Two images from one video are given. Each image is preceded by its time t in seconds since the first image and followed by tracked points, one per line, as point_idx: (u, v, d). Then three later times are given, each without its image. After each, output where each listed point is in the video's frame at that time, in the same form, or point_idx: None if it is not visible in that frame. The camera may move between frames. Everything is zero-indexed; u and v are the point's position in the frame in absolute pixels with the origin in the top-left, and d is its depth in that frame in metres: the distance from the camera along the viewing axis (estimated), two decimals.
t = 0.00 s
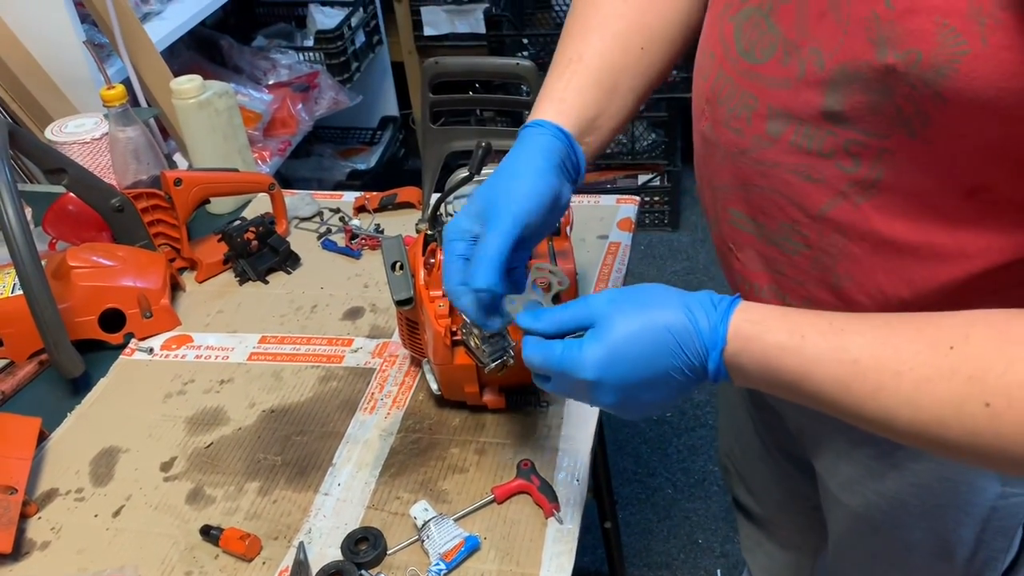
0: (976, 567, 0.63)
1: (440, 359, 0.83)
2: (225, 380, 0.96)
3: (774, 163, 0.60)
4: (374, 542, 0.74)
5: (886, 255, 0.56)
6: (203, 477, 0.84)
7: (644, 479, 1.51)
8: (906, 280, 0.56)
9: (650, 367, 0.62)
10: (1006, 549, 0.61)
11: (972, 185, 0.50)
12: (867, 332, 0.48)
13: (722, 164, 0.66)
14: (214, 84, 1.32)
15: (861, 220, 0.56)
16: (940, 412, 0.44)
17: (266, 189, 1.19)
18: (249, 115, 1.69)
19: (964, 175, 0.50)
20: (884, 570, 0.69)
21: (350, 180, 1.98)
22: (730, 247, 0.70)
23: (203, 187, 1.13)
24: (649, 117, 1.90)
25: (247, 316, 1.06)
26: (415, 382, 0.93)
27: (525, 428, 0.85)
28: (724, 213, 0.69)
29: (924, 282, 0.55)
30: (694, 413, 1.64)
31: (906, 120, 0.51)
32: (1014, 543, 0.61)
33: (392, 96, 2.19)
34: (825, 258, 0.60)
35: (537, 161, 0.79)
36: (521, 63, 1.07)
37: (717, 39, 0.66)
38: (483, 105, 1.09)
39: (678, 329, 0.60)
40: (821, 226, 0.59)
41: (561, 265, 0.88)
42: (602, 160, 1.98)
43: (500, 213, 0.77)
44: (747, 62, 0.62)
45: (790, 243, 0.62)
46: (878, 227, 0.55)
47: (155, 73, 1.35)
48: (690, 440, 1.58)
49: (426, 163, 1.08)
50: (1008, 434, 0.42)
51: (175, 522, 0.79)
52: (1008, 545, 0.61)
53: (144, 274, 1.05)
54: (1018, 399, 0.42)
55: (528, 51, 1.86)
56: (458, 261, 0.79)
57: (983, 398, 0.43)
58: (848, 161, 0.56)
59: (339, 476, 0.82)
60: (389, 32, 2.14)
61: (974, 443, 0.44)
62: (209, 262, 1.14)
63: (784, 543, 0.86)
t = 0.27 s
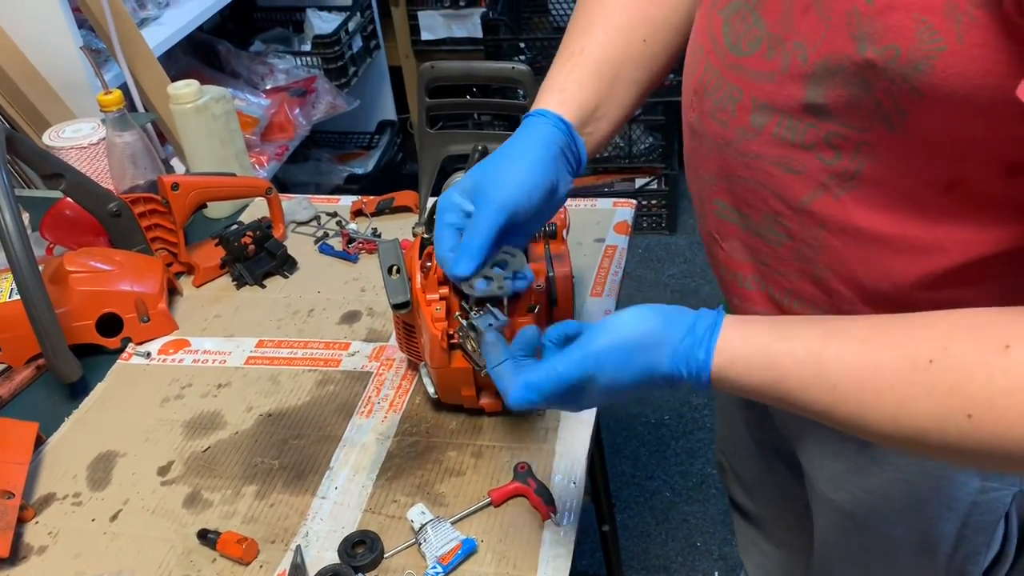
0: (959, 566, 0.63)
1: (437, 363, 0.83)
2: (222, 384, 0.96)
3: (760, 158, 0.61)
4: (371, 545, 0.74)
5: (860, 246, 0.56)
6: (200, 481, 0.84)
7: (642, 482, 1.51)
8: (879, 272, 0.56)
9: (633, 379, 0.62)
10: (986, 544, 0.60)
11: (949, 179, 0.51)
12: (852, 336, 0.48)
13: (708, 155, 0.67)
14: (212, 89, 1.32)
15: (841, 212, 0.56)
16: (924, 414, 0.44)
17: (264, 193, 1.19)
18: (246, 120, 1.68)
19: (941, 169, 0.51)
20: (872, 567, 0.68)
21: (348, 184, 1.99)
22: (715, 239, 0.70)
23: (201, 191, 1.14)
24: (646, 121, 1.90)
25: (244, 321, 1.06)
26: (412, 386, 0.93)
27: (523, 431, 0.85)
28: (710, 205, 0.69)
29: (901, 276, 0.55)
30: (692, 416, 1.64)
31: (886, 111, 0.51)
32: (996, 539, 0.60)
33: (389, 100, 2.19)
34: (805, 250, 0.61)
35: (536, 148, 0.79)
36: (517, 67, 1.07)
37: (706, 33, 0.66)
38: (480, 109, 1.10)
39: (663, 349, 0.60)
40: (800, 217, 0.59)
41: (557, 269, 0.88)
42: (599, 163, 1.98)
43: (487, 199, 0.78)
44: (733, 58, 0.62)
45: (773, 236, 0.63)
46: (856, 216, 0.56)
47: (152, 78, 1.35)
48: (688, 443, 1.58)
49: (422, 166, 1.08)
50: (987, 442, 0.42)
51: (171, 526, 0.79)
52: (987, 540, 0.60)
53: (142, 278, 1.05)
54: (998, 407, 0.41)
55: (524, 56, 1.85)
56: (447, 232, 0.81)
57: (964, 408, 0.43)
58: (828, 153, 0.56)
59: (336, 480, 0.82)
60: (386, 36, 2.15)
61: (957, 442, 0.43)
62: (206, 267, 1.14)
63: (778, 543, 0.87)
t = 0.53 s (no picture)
0: (952, 559, 0.64)
1: (434, 365, 0.82)
2: (219, 386, 0.96)
3: (746, 154, 0.61)
4: (368, 547, 0.74)
5: (847, 239, 0.57)
6: (196, 483, 0.83)
7: (641, 483, 1.51)
8: (869, 264, 0.57)
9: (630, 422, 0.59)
10: (979, 536, 0.61)
11: (937, 175, 0.51)
12: (847, 342, 0.48)
13: (699, 151, 0.67)
14: (207, 91, 1.32)
15: (829, 207, 0.57)
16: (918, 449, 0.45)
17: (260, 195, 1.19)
18: (242, 122, 1.68)
19: (932, 166, 0.51)
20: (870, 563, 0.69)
21: (345, 186, 1.98)
22: (706, 233, 0.70)
23: (197, 193, 1.14)
24: (643, 122, 1.90)
25: (241, 323, 1.06)
26: (409, 387, 0.93)
27: (520, 431, 0.85)
28: (702, 198, 0.69)
29: (887, 267, 0.56)
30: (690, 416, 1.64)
31: (869, 106, 0.51)
32: (987, 531, 0.62)
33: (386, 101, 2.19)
34: (795, 244, 0.61)
35: (534, 114, 0.82)
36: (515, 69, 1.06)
37: (697, 29, 0.66)
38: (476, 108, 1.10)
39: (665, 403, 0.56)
40: (787, 212, 0.60)
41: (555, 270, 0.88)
42: (595, 164, 1.98)
43: (484, 156, 0.80)
44: (722, 56, 0.62)
45: (763, 232, 0.63)
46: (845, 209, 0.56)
47: (148, 80, 1.35)
48: (686, 444, 1.58)
49: (418, 167, 1.08)
50: (988, 463, 0.43)
51: (168, 529, 0.79)
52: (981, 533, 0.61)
53: (138, 280, 1.05)
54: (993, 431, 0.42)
55: (521, 57, 1.85)
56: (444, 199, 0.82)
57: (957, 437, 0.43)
58: (814, 148, 0.56)
59: (332, 482, 0.82)
60: (382, 38, 2.14)
61: (957, 461, 0.44)
62: (203, 269, 1.14)
63: (778, 540, 0.87)
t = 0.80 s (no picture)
0: (966, 547, 0.62)
1: (430, 364, 0.82)
2: (216, 387, 0.96)
3: (739, 153, 0.60)
4: (365, 547, 0.74)
5: (836, 255, 0.55)
6: (193, 484, 0.83)
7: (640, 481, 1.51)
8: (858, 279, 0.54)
9: (609, 514, 0.65)
10: (994, 525, 0.60)
11: (883, 205, 0.50)
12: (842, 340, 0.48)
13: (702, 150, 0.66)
14: (203, 91, 1.32)
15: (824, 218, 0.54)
16: (817, 451, 0.45)
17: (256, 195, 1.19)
18: (238, 122, 1.69)
19: (881, 197, 0.49)
20: (878, 558, 0.68)
21: (342, 186, 1.98)
22: (719, 238, 0.69)
23: (192, 193, 1.13)
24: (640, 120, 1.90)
25: (237, 323, 1.06)
26: (406, 387, 0.93)
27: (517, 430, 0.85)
28: (714, 204, 0.68)
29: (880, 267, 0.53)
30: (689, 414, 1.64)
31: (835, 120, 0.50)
32: (1005, 520, 0.60)
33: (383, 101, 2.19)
34: (800, 251, 0.59)
35: (608, 226, 0.77)
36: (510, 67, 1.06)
37: (695, 42, 0.66)
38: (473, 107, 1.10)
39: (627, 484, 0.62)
40: (787, 220, 0.58)
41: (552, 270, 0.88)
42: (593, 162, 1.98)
43: (580, 285, 0.75)
44: (714, 52, 0.62)
45: (761, 233, 0.62)
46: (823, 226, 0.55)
47: (144, 81, 1.35)
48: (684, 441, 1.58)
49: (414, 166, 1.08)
50: (900, 464, 0.42)
51: (165, 529, 0.79)
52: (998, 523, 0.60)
53: (133, 281, 1.05)
54: (887, 447, 0.42)
55: (517, 55, 1.83)
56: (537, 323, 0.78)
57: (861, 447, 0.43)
58: (805, 163, 0.54)
59: (330, 481, 0.82)
60: (379, 37, 2.14)
61: (858, 472, 0.44)
62: (199, 270, 1.13)
63: (786, 533, 0.86)
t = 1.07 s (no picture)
0: (966, 539, 0.62)
1: (431, 361, 0.82)
2: (216, 384, 0.96)
3: (738, 154, 0.60)
4: (367, 543, 0.74)
5: (837, 252, 0.55)
6: (194, 481, 0.83)
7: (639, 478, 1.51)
8: (855, 271, 0.55)
9: (605, 492, 0.65)
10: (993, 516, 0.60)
11: (883, 201, 0.49)
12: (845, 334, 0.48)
13: (702, 149, 0.66)
14: (202, 89, 1.32)
15: (824, 215, 0.54)
16: (819, 446, 0.45)
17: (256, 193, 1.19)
18: (239, 120, 1.69)
19: (879, 194, 0.49)
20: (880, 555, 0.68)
21: (341, 184, 1.98)
22: (721, 234, 0.70)
23: (192, 191, 1.13)
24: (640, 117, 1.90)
25: (238, 321, 1.06)
26: (407, 384, 0.93)
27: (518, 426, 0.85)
28: (715, 205, 0.68)
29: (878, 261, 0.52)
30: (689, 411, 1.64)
31: (827, 124, 0.50)
32: (1003, 510, 0.61)
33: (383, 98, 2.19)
34: (801, 249, 0.58)
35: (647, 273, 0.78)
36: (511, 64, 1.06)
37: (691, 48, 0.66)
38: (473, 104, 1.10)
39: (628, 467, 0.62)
40: (788, 220, 0.58)
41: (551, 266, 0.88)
42: (593, 159, 1.99)
43: (627, 334, 0.77)
44: (710, 51, 0.62)
45: (762, 230, 0.62)
46: (820, 221, 0.54)
47: (143, 78, 1.35)
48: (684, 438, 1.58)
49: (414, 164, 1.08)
50: (900, 460, 0.42)
51: (165, 527, 0.79)
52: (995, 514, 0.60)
53: (134, 279, 1.05)
54: (894, 441, 0.42)
55: (517, 53, 1.85)
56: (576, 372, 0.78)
57: (866, 446, 0.43)
58: (802, 164, 0.54)
59: (331, 478, 0.82)
60: (378, 35, 2.14)
61: (869, 469, 0.44)
62: (199, 268, 1.13)
63: (790, 528, 0.86)
